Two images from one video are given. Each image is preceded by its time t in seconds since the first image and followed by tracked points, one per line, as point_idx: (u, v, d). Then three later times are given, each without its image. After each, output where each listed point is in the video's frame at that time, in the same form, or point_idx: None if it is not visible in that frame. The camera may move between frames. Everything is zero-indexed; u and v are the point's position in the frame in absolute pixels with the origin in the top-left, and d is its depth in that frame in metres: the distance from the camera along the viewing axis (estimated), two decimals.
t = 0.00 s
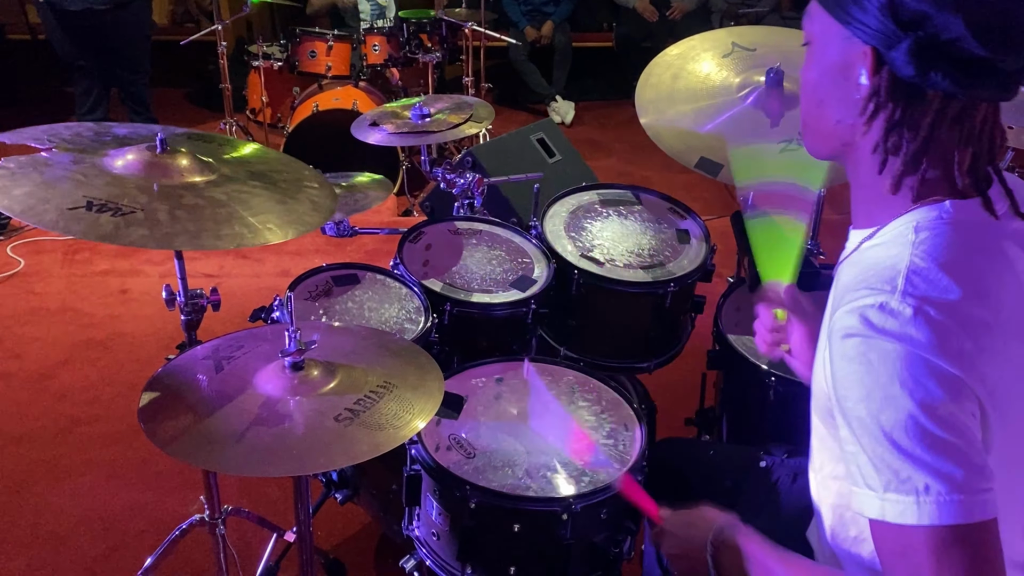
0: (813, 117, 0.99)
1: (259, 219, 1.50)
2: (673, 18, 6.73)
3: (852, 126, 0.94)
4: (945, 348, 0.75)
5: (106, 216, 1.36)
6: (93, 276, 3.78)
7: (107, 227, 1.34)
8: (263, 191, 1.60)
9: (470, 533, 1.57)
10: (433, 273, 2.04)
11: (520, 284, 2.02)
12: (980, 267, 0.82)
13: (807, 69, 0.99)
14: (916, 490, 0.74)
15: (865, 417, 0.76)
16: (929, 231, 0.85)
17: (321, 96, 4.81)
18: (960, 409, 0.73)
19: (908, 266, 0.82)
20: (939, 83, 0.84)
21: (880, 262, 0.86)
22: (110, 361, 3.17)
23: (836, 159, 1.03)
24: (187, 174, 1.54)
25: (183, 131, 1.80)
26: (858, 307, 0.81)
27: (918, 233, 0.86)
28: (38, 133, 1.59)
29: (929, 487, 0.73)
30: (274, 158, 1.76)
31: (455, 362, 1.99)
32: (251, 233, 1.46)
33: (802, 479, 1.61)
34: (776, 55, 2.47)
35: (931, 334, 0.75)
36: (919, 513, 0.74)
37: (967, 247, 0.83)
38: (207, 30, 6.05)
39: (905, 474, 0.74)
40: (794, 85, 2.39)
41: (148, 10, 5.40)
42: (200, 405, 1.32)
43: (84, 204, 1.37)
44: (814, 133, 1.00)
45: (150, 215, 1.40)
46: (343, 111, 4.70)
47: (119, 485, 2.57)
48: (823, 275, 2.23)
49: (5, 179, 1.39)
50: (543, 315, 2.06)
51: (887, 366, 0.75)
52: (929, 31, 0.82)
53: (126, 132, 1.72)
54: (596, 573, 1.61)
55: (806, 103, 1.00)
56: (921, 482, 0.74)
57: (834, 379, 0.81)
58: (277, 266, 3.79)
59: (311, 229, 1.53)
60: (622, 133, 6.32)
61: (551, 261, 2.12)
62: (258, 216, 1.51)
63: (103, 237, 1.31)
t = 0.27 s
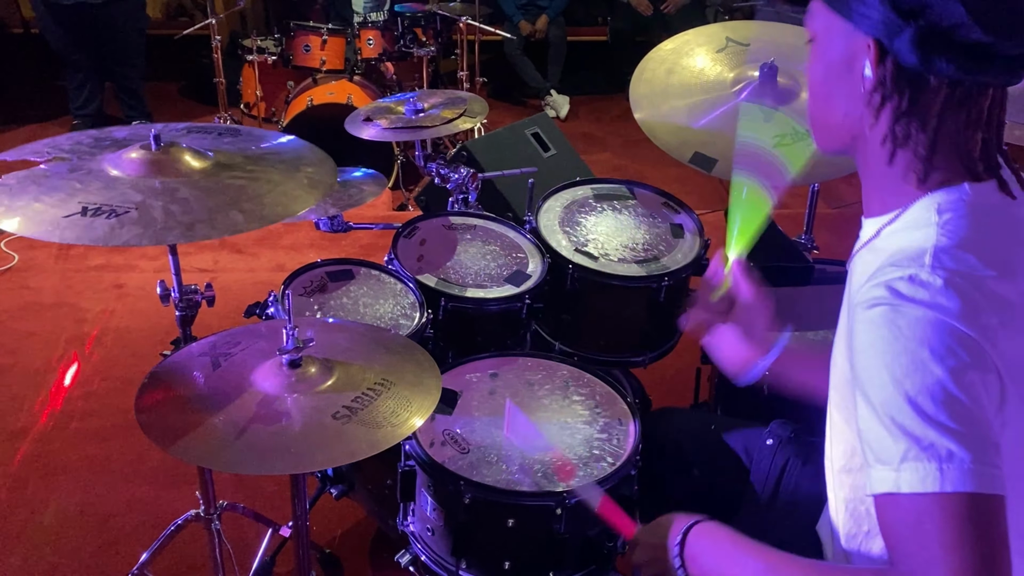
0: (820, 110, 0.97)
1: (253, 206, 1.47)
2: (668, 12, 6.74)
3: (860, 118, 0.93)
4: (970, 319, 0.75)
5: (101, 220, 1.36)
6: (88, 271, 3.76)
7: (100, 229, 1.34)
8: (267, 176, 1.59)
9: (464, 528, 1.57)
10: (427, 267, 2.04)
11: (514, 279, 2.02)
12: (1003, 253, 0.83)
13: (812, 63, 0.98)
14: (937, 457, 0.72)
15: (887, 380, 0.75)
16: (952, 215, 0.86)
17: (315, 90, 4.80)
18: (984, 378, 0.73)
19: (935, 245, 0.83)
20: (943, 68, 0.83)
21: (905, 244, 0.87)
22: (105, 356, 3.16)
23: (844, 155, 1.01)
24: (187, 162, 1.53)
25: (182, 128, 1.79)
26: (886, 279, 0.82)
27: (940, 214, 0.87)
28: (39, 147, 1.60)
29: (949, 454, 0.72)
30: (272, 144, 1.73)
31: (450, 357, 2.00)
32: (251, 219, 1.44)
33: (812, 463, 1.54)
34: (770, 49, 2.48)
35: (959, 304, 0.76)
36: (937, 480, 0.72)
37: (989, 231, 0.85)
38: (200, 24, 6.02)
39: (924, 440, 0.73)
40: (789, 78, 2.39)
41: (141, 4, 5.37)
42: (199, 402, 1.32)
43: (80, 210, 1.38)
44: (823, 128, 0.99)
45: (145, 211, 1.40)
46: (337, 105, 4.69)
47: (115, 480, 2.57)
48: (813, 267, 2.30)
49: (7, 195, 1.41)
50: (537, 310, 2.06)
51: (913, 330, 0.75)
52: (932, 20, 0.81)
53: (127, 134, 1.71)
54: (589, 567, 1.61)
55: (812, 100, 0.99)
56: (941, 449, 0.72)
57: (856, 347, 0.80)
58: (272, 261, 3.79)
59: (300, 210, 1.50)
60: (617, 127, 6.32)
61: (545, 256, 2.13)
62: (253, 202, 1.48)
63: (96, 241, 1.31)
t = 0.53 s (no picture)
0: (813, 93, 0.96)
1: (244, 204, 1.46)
2: (662, 9, 6.74)
3: (854, 106, 0.90)
4: (980, 287, 0.71)
5: (88, 213, 1.34)
6: (81, 268, 3.75)
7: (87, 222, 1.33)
8: (259, 175, 1.58)
9: (459, 526, 1.57)
10: (422, 265, 2.03)
11: (509, 277, 2.02)
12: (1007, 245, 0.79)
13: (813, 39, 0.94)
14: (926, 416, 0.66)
15: (888, 333, 0.69)
16: (957, 198, 0.83)
17: (309, 87, 4.78)
18: (988, 345, 0.68)
19: (943, 225, 0.80)
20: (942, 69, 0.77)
21: (912, 226, 0.84)
22: (97, 354, 3.15)
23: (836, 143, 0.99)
24: (178, 163, 1.52)
25: (177, 128, 1.77)
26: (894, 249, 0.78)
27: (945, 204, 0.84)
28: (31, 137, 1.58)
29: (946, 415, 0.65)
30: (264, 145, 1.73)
31: (444, 355, 1.99)
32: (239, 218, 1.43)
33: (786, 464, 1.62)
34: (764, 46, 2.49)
35: (970, 271, 0.72)
36: (923, 445, 0.65)
37: (995, 226, 0.82)
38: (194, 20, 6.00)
39: (923, 398, 0.66)
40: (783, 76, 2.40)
41: None
42: (192, 393, 1.32)
43: (66, 203, 1.37)
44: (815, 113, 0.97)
45: (134, 207, 1.39)
46: (331, 102, 4.68)
47: (108, 479, 2.55)
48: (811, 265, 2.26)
49: None
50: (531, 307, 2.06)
51: (921, 287, 0.70)
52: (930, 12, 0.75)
53: (120, 131, 1.70)
54: (585, 565, 1.61)
55: (808, 84, 0.96)
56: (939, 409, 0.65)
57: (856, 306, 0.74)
58: (265, 258, 3.77)
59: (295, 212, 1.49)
60: (611, 124, 6.33)
61: (539, 254, 2.12)
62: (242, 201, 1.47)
63: (82, 233, 1.30)
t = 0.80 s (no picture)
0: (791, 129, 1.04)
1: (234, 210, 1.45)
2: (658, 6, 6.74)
3: (809, 135, 1.01)
4: (885, 315, 0.79)
5: (78, 217, 1.33)
6: (75, 267, 3.73)
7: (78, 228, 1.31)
8: (253, 177, 1.57)
9: (456, 526, 1.57)
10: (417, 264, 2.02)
11: (505, 276, 2.01)
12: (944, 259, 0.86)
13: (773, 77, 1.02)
14: (772, 425, 0.79)
15: (782, 354, 0.80)
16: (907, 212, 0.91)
17: (303, 85, 4.76)
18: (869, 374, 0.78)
19: (880, 239, 0.88)
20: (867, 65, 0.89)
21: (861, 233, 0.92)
22: (92, 353, 3.14)
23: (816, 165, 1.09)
24: (173, 165, 1.52)
25: (172, 123, 1.76)
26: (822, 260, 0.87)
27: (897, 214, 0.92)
28: (22, 133, 1.57)
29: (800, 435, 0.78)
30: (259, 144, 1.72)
31: (440, 354, 1.99)
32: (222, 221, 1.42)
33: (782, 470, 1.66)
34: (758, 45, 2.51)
35: (880, 296, 0.80)
36: (766, 449, 0.79)
37: (945, 238, 0.88)
38: (188, 17, 5.97)
39: (785, 417, 0.79)
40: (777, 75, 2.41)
41: None
42: (178, 363, 1.33)
43: (57, 204, 1.35)
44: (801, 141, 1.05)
45: (123, 211, 1.37)
46: (326, 99, 4.66)
47: (102, 479, 2.54)
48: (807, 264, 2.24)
49: None
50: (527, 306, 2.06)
51: (828, 311, 0.80)
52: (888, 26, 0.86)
53: (115, 125, 1.69)
54: (582, 564, 1.61)
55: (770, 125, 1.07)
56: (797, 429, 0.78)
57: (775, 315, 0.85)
58: (260, 257, 3.75)
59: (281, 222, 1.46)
60: (606, 121, 6.32)
61: (535, 253, 2.11)
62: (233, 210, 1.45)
63: (72, 238, 1.28)
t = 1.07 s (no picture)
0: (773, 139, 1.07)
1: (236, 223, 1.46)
2: (652, 5, 6.74)
3: (842, 142, 1.01)
4: (949, 361, 0.81)
5: (64, 218, 1.28)
6: (66, 267, 3.70)
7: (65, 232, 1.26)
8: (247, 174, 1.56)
9: (450, 527, 1.56)
10: (411, 264, 2.01)
11: (499, 275, 2.00)
12: (986, 270, 0.88)
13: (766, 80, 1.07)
14: (901, 504, 0.82)
15: (862, 429, 0.84)
16: (935, 229, 0.93)
17: (297, 84, 4.74)
18: (961, 424, 0.80)
19: (913, 267, 0.89)
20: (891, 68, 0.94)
21: (890, 262, 0.94)
22: (84, 354, 3.12)
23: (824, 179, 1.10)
24: (162, 175, 1.47)
25: (159, 113, 1.74)
26: (866, 310, 0.87)
27: (925, 231, 0.93)
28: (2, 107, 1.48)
29: (911, 503, 0.81)
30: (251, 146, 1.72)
31: (434, 354, 1.98)
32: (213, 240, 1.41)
33: (799, 460, 1.60)
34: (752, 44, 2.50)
35: (935, 340, 0.82)
36: (902, 526, 0.83)
37: (971, 245, 0.90)
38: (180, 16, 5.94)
39: (891, 489, 0.82)
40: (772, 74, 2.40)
41: None
42: (170, 394, 1.31)
43: (43, 201, 1.29)
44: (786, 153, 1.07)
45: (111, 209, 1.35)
46: (319, 98, 4.64)
47: (95, 480, 2.53)
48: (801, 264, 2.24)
49: None
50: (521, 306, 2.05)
51: (890, 376, 0.82)
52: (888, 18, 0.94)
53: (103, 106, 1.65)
54: (578, 564, 1.61)
55: (780, 138, 1.06)
56: (904, 498, 0.82)
57: (840, 381, 0.87)
58: (253, 256, 3.74)
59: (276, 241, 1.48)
60: (600, 120, 6.32)
61: (529, 252, 2.11)
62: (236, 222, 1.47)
63: (52, 244, 1.22)
